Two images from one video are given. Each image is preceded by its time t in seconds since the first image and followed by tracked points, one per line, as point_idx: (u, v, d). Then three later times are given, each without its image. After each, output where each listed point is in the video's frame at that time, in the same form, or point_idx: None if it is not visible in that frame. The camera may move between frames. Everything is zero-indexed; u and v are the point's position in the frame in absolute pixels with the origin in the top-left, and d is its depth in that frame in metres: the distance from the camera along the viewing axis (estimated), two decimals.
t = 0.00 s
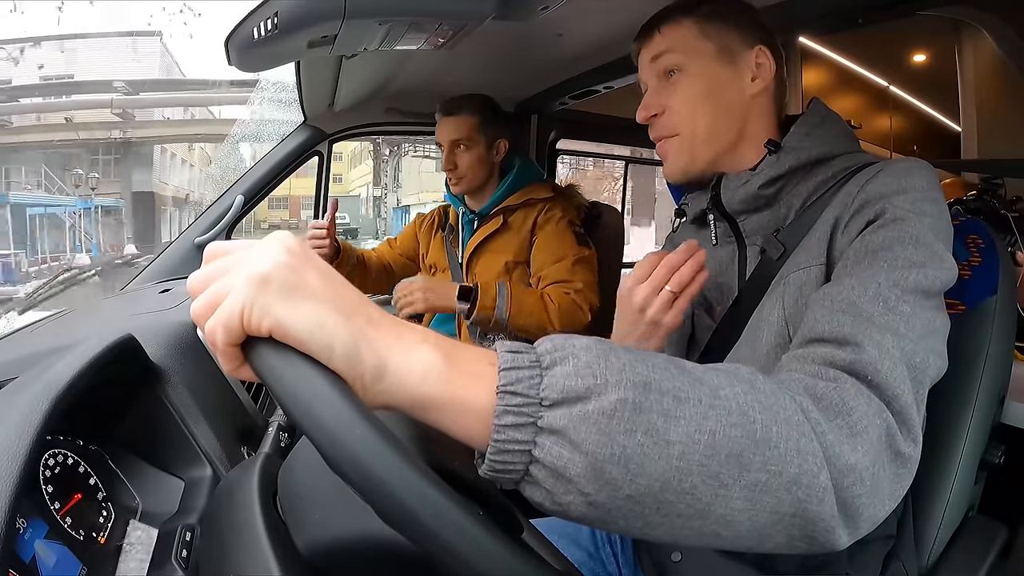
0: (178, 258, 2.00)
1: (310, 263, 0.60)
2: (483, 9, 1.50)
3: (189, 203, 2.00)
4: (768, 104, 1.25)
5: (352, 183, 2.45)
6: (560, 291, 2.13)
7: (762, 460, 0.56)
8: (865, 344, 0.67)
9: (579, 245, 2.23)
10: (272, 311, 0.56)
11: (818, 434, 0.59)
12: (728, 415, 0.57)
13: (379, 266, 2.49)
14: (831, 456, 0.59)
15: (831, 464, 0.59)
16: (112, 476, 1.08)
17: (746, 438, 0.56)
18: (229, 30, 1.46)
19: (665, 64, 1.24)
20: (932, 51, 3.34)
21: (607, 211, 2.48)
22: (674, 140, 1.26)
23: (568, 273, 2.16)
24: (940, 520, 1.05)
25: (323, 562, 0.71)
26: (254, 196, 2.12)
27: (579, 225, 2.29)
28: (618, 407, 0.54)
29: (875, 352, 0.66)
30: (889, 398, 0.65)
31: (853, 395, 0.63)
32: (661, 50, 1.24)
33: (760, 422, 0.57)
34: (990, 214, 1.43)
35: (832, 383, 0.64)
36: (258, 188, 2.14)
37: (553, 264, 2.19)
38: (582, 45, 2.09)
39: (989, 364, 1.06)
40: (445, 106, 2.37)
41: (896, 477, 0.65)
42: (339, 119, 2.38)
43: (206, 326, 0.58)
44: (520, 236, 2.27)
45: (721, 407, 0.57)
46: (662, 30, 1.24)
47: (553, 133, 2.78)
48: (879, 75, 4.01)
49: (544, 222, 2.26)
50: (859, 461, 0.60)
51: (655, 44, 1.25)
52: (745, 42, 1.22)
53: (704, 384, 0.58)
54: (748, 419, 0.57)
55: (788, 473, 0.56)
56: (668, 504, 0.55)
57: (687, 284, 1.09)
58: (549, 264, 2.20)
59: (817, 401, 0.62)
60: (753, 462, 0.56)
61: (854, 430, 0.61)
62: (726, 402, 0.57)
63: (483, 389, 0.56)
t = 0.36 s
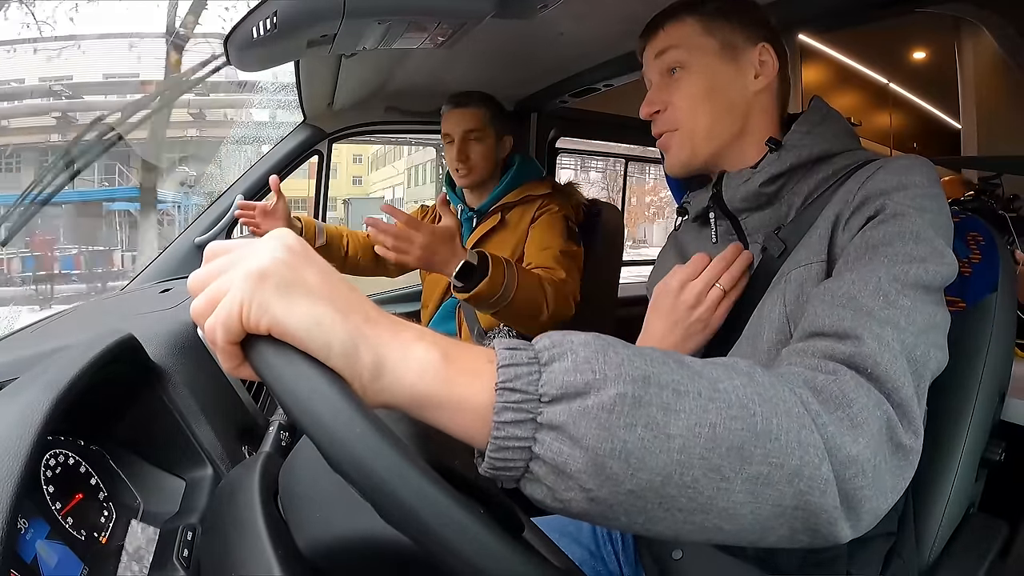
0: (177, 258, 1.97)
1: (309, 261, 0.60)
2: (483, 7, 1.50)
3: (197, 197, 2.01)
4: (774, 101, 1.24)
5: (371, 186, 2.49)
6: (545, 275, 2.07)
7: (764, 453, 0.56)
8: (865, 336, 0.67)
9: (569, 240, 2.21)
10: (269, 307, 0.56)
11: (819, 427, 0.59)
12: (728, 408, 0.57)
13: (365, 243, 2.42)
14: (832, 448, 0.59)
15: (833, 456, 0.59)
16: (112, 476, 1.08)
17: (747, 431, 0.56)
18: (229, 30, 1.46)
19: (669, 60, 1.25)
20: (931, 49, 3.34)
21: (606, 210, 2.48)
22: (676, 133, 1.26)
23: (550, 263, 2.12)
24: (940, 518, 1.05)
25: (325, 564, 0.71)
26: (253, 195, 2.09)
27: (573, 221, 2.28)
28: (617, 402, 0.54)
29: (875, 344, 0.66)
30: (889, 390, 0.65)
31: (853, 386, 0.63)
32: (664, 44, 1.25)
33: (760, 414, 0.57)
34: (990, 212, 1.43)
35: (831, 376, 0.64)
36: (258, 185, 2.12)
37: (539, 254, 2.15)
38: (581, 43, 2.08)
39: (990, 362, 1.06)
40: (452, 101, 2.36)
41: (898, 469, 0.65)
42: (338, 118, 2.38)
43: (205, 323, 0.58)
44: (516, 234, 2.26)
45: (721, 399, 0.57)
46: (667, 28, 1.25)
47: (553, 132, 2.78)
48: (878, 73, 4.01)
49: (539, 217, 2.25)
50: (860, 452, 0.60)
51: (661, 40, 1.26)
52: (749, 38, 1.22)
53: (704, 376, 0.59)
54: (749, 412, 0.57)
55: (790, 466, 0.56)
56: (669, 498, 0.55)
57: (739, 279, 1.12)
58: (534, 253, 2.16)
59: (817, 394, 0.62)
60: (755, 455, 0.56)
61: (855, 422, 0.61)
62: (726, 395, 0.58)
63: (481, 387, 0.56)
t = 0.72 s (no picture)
0: (178, 259, 1.98)
1: (296, 250, 0.62)
2: (483, 9, 1.50)
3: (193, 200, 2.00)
4: (766, 104, 1.24)
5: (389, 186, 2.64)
6: (567, 291, 2.08)
7: (749, 437, 0.56)
8: (858, 328, 0.67)
9: (582, 248, 2.22)
10: (250, 286, 0.57)
11: (806, 412, 0.59)
12: (711, 391, 0.57)
13: (359, 258, 2.45)
14: (821, 434, 0.59)
15: (822, 442, 0.59)
16: (111, 477, 1.08)
17: (730, 414, 0.56)
18: (229, 32, 1.47)
19: (658, 80, 1.24)
20: (931, 51, 3.34)
21: (607, 212, 2.48)
22: (678, 156, 1.26)
23: (570, 276, 2.13)
24: (940, 520, 1.04)
25: (324, 565, 0.71)
26: (253, 198, 2.13)
27: (583, 229, 2.29)
28: (596, 382, 0.54)
29: (869, 336, 0.66)
30: (884, 380, 0.65)
31: (844, 374, 0.63)
32: (648, 65, 1.24)
33: (744, 398, 0.57)
34: (990, 213, 1.43)
35: (821, 365, 0.64)
36: (257, 189, 2.16)
37: (555, 267, 2.16)
38: (581, 45, 2.08)
39: (990, 363, 1.06)
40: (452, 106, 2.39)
41: (898, 460, 0.64)
42: (339, 119, 2.38)
43: (195, 304, 0.60)
44: (521, 239, 2.27)
45: (703, 382, 0.57)
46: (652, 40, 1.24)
47: (553, 134, 2.78)
48: (878, 74, 4.01)
49: (548, 222, 2.27)
50: (852, 439, 0.60)
51: (646, 61, 1.25)
52: (734, 44, 1.21)
53: (686, 361, 0.59)
54: (732, 396, 0.57)
55: (777, 452, 0.56)
56: (653, 483, 0.55)
57: (746, 284, 1.14)
58: (552, 266, 2.17)
59: (807, 382, 0.62)
60: (740, 439, 0.56)
61: (847, 408, 0.61)
62: (708, 378, 0.58)
63: (459, 367, 0.57)
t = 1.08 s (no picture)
0: (180, 261, 1.95)
1: (297, 252, 0.62)
2: (484, 10, 1.50)
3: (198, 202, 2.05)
4: (774, 107, 1.24)
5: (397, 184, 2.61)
6: (556, 297, 2.08)
7: (749, 437, 0.56)
8: (858, 328, 0.67)
9: (579, 251, 2.23)
10: (254, 291, 0.57)
11: (806, 414, 0.59)
12: (711, 392, 0.57)
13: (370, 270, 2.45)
14: (821, 435, 0.58)
15: (822, 443, 0.59)
16: (111, 478, 1.08)
17: (731, 415, 0.56)
18: (229, 37, 1.48)
19: (670, 67, 1.24)
20: (931, 52, 3.34)
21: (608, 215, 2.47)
22: (684, 143, 1.25)
23: (564, 280, 2.14)
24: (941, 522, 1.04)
25: (324, 565, 0.71)
26: (255, 199, 2.10)
27: (582, 233, 2.29)
28: (598, 383, 0.55)
29: (869, 336, 0.66)
30: (884, 381, 0.64)
31: (842, 374, 0.63)
32: (665, 49, 1.24)
33: (745, 399, 0.57)
34: (991, 214, 1.43)
35: (821, 366, 0.64)
36: (260, 190, 2.13)
37: (551, 270, 2.17)
38: (580, 47, 2.08)
39: (990, 364, 1.06)
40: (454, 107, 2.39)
41: (895, 460, 0.64)
42: (339, 121, 2.38)
43: (196, 309, 0.60)
44: (523, 239, 2.27)
45: (703, 383, 0.57)
46: (667, 32, 1.25)
47: (553, 136, 2.79)
48: (879, 76, 4.00)
49: (548, 224, 2.27)
50: (851, 440, 0.59)
51: (662, 46, 1.25)
52: (751, 45, 1.22)
53: (687, 362, 0.59)
54: (732, 396, 0.57)
55: (777, 452, 0.56)
56: (654, 483, 0.55)
57: (747, 284, 1.15)
58: (547, 269, 2.18)
59: (807, 383, 0.62)
60: (740, 440, 0.56)
61: (846, 409, 0.61)
62: (709, 379, 0.58)
63: (461, 367, 0.57)
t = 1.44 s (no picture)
0: (180, 260, 1.96)
1: (298, 253, 0.62)
2: (484, 9, 1.50)
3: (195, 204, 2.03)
4: (773, 105, 1.25)
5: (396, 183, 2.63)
6: (549, 300, 2.11)
7: (753, 432, 0.56)
8: (859, 325, 0.67)
9: (575, 250, 2.22)
10: (257, 293, 0.57)
11: (809, 409, 0.59)
12: (716, 388, 0.57)
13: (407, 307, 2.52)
14: (824, 430, 0.59)
15: (825, 438, 0.59)
16: (113, 477, 1.08)
17: (735, 411, 0.56)
18: (229, 35, 1.48)
19: (666, 75, 1.23)
20: (931, 51, 3.34)
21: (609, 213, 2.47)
22: (680, 151, 1.26)
23: (561, 282, 2.14)
24: (942, 521, 1.04)
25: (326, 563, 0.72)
26: (256, 198, 2.10)
27: (580, 231, 2.28)
28: (603, 379, 0.54)
29: (870, 333, 0.66)
30: (886, 377, 0.65)
31: (846, 371, 0.63)
32: (659, 59, 1.24)
33: (749, 395, 0.57)
34: (992, 212, 1.43)
35: (824, 361, 0.64)
36: (263, 188, 2.13)
37: (546, 272, 2.17)
38: (581, 46, 2.08)
39: (991, 362, 1.06)
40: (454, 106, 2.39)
41: (899, 456, 0.64)
42: (340, 121, 2.38)
43: (198, 312, 0.60)
44: (521, 238, 2.26)
45: (708, 379, 0.57)
46: (659, 41, 1.24)
47: (554, 135, 2.78)
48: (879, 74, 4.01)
49: (543, 223, 2.26)
50: (854, 435, 0.60)
51: (655, 55, 1.25)
52: (745, 44, 1.22)
53: (691, 359, 0.59)
54: (737, 392, 0.57)
55: (781, 447, 0.56)
56: (659, 479, 0.55)
57: (743, 277, 1.16)
58: (544, 270, 2.19)
59: (810, 379, 0.62)
60: (744, 435, 0.56)
61: (849, 405, 0.61)
62: (713, 374, 0.58)
63: (467, 367, 0.57)
